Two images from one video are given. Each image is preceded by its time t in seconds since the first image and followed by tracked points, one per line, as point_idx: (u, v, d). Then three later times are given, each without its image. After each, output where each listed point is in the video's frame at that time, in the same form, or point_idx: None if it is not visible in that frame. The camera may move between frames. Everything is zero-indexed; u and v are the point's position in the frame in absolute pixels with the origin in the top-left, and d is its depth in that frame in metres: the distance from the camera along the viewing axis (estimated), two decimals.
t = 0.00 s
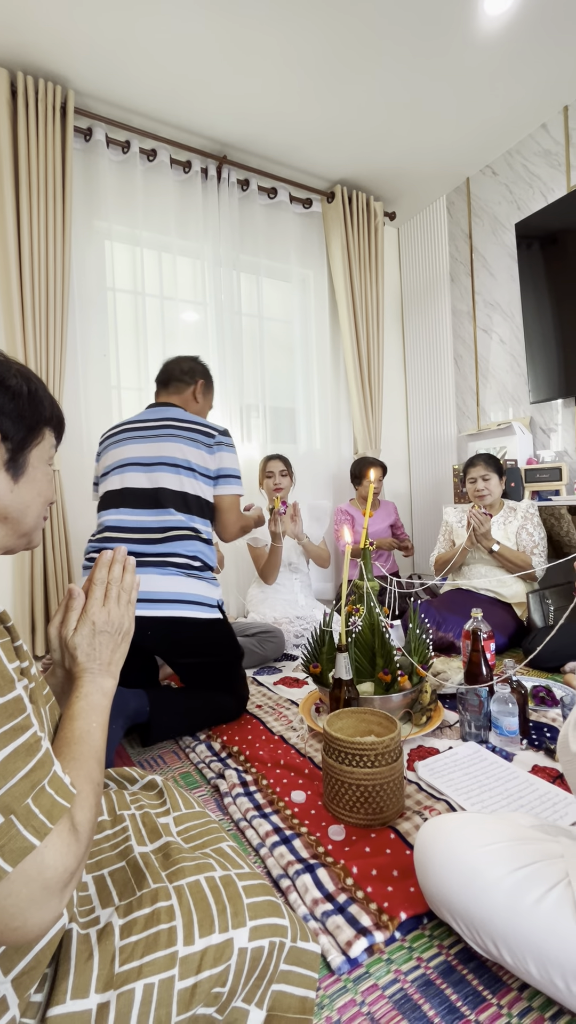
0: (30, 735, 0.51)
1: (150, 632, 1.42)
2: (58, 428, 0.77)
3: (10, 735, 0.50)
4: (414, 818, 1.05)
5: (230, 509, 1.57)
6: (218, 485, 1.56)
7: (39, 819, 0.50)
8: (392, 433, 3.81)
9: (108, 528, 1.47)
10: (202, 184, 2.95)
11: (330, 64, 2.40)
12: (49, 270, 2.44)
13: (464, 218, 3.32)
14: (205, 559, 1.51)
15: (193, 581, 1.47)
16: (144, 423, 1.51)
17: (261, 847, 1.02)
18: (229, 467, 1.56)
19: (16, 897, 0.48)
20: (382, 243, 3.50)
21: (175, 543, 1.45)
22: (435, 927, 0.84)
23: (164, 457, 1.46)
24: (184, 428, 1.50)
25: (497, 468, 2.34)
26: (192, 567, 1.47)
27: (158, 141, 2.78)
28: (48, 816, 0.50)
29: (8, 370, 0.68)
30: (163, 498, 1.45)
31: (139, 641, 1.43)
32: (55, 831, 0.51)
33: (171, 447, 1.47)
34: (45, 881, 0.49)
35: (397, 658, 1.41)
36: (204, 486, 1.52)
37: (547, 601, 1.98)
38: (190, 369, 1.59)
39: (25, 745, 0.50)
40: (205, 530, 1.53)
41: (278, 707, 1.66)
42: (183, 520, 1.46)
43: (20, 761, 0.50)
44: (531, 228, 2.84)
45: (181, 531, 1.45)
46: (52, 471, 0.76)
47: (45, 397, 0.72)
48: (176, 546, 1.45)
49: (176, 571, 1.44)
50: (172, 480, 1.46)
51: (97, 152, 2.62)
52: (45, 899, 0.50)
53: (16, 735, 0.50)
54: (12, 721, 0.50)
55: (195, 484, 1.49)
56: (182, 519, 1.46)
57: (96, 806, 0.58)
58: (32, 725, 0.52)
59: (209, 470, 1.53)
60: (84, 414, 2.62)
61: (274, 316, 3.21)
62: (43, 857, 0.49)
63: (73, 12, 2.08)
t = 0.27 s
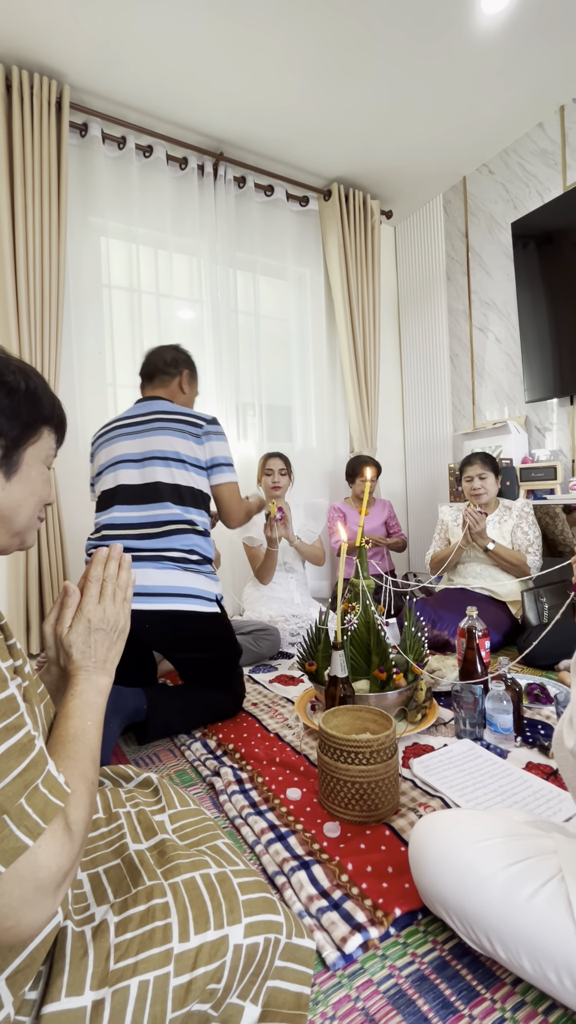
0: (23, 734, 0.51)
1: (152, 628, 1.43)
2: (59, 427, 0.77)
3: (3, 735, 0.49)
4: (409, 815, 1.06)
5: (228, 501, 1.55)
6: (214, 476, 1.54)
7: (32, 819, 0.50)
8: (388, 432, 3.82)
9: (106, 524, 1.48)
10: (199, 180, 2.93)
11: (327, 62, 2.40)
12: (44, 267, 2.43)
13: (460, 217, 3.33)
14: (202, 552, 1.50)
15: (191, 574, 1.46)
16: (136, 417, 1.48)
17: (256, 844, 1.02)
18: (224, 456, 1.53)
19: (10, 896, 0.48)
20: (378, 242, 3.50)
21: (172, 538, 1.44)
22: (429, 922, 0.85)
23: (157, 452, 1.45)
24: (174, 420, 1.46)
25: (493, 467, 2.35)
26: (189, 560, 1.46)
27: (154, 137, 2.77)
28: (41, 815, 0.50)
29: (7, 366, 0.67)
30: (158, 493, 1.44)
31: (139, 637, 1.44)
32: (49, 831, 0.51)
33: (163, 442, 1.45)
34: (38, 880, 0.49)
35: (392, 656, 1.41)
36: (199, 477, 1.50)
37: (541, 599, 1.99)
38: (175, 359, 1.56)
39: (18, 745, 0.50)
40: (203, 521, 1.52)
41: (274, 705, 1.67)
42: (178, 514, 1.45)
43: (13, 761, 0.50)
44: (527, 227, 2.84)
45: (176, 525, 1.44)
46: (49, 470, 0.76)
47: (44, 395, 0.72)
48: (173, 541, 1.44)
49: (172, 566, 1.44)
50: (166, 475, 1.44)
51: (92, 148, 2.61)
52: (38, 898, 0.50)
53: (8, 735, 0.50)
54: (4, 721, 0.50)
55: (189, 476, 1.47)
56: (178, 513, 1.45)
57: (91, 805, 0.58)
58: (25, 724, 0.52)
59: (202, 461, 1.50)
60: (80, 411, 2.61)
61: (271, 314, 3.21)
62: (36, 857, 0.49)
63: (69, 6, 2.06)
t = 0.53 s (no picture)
0: (15, 733, 0.51)
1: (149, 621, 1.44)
2: (59, 427, 0.77)
3: None
4: (401, 812, 1.06)
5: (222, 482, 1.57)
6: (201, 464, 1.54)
7: (24, 818, 0.49)
8: (382, 430, 3.82)
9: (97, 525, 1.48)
10: (194, 176, 2.92)
11: (323, 59, 2.39)
12: (37, 262, 2.41)
13: (455, 216, 3.34)
14: (196, 541, 1.52)
15: (187, 564, 1.48)
16: (116, 415, 1.48)
17: (249, 841, 1.02)
18: (207, 443, 1.53)
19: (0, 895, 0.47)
20: (373, 240, 3.50)
21: (164, 530, 1.45)
22: (421, 918, 0.85)
23: (140, 447, 1.45)
24: (151, 413, 1.47)
25: (486, 466, 2.36)
26: (184, 550, 1.48)
27: (149, 132, 2.75)
28: (32, 814, 0.50)
29: (7, 364, 0.67)
30: (145, 487, 1.44)
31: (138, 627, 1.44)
32: (40, 829, 0.51)
33: (146, 436, 1.45)
34: (29, 879, 0.49)
35: (385, 653, 1.42)
36: (185, 467, 1.50)
37: (533, 597, 2.00)
38: (144, 352, 1.55)
39: (9, 743, 0.50)
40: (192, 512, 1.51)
41: (267, 703, 1.67)
42: (168, 506, 1.45)
43: (4, 759, 0.49)
44: (521, 227, 2.85)
45: (167, 517, 1.45)
46: (45, 471, 0.76)
47: (44, 394, 0.71)
48: (166, 533, 1.45)
49: (168, 557, 1.46)
50: (152, 469, 1.45)
51: (86, 142, 2.59)
52: (30, 896, 0.50)
53: None
54: None
55: (174, 468, 1.47)
56: (167, 505, 1.45)
57: (82, 803, 0.57)
58: (17, 722, 0.51)
59: (185, 451, 1.50)
60: (73, 408, 2.60)
61: (266, 312, 3.20)
62: (28, 855, 0.49)
63: None
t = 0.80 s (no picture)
0: (2, 728, 0.50)
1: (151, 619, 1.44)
2: (50, 426, 0.76)
3: None
4: (390, 808, 1.07)
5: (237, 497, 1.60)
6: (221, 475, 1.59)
7: (11, 813, 0.49)
8: (374, 428, 3.83)
9: (112, 516, 1.48)
10: (186, 170, 2.90)
11: (317, 55, 2.38)
12: (26, 254, 2.38)
13: (448, 215, 3.34)
14: (207, 547, 1.54)
15: (197, 568, 1.50)
16: (148, 415, 1.52)
17: (237, 838, 1.02)
18: (228, 455, 1.59)
19: None
20: (366, 238, 3.50)
21: (180, 531, 1.47)
22: (407, 913, 0.86)
23: (168, 447, 1.48)
24: (185, 418, 1.52)
25: (476, 465, 2.38)
26: (195, 554, 1.51)
27: (141, 125, 2.73)
28: (20, 809, 0.50)
29: None
30: (167, 487, 1.47)
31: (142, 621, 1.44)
32: (27, 826, 0.50)
33: (175, 438, 1.49)
34: (16, 875, 0.49)
35: (375, 651, 1.43)
36: (208, 474, 1.55)
37: (522, 595, 2.02)
38: (180, 365, 1.61)
39: None
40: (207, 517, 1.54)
41: (257, 700, 1.67)
42: (186, 508, 1.48)
43: None
44: (513, 227, 2.87)
45: (185, 519, 1.48)
46: (35, 470, 0.75)
47: (36, 393, 0.70)
48: (181, 534, 1.47)
49: (179, 558, 1.47)
50: (176, 469, 1.48)
51: (77, 134, 2.56)
52: (17, 893, 0.49)
53: None
54: None
55: (197, 471, 1.51)
56: (185, 508, 1.48)
57: (70, 799, 0.57)
58: (5, 717, 0.51)
59: (210, 459, 1.56)
60: (63, 403, 2.57)
61: (258, 308, 3.19)
62: (15, 850, 0.49)
63: None
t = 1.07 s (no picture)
0: None
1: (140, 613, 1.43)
2: (33, 423, 0.75)
3: None
4: (373, 803, 1.08)
5: (245, 501, 1.66)
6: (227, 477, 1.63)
7: None
8: (362, 425, 3.84)
9: (111, 508, 1.50)
10: (175, 162, 2.87)
11: (308, 49, 2.37)
12: (10, 245, 2.34)
13: (437, 213, 3.35)
14: (203, 545, 1.53)
15: (190, 565, 1.49)
16: (158, 414, 1.56)
17: (221, 834, 1.02)
18: (234, 457, 1.61)
19: None
20: (356, 234, 3.50)
21: (175, 527, 1.47)
22: (389, 906, 0.86)
23: (172, 443, 1.50)
24: (194, 418, 1.55)
25: (463, 463, 2.39)
26: (190, 552, 1.49)
27: (129, 115, 2.69)
28: None
29: None
30: (166, 481, 1.47)
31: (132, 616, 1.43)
32: (6, 824, 0.50)
33: (180, 434, 1.51)
34: None
35: (360, 648, 1.44)
36: (212, 474, 1.55)
37: (506, 592, 2.04)
38: (195, 367, 1.65)
39: None
40: (208, 516, 1.54)
41: (243, 696, 1.67)
42: (184, 504, 1.48)
43: None
44: (501, 226, 2.88)
45: (182, 515, 1.47)
46: (18, 466, 0.74)
47: (19, 389, 0.69)
48: (176, 530, 1.47)
49: (173, 555, 1.46)
50: (177, 465, 1.48)
51: (63, 122, 2.51)
52: None
53: None
54: None
55: (200, 469, 1.51)
56: (182, 503, 1.48)
57: (50, 798, 0.57)
58: None
59: (216, 460, 1.57)
60: (48, 396, 2.54)
61: (246, 303, 3.18)
62: None
63: None
